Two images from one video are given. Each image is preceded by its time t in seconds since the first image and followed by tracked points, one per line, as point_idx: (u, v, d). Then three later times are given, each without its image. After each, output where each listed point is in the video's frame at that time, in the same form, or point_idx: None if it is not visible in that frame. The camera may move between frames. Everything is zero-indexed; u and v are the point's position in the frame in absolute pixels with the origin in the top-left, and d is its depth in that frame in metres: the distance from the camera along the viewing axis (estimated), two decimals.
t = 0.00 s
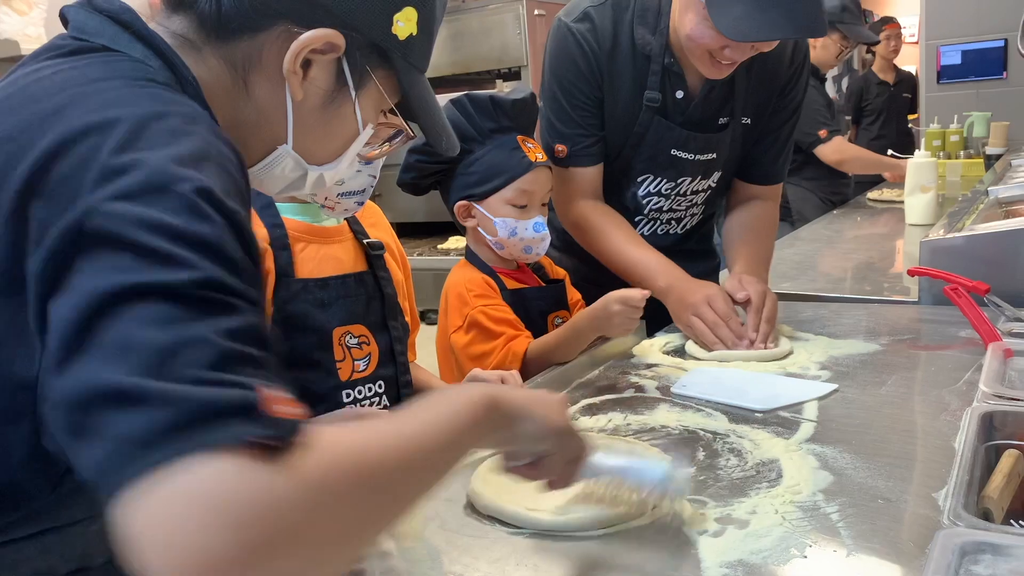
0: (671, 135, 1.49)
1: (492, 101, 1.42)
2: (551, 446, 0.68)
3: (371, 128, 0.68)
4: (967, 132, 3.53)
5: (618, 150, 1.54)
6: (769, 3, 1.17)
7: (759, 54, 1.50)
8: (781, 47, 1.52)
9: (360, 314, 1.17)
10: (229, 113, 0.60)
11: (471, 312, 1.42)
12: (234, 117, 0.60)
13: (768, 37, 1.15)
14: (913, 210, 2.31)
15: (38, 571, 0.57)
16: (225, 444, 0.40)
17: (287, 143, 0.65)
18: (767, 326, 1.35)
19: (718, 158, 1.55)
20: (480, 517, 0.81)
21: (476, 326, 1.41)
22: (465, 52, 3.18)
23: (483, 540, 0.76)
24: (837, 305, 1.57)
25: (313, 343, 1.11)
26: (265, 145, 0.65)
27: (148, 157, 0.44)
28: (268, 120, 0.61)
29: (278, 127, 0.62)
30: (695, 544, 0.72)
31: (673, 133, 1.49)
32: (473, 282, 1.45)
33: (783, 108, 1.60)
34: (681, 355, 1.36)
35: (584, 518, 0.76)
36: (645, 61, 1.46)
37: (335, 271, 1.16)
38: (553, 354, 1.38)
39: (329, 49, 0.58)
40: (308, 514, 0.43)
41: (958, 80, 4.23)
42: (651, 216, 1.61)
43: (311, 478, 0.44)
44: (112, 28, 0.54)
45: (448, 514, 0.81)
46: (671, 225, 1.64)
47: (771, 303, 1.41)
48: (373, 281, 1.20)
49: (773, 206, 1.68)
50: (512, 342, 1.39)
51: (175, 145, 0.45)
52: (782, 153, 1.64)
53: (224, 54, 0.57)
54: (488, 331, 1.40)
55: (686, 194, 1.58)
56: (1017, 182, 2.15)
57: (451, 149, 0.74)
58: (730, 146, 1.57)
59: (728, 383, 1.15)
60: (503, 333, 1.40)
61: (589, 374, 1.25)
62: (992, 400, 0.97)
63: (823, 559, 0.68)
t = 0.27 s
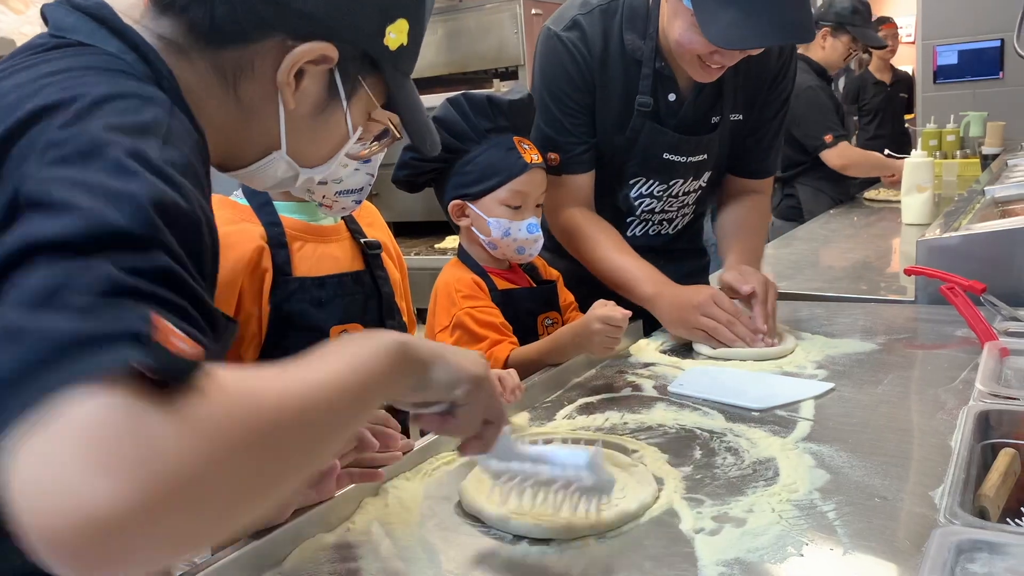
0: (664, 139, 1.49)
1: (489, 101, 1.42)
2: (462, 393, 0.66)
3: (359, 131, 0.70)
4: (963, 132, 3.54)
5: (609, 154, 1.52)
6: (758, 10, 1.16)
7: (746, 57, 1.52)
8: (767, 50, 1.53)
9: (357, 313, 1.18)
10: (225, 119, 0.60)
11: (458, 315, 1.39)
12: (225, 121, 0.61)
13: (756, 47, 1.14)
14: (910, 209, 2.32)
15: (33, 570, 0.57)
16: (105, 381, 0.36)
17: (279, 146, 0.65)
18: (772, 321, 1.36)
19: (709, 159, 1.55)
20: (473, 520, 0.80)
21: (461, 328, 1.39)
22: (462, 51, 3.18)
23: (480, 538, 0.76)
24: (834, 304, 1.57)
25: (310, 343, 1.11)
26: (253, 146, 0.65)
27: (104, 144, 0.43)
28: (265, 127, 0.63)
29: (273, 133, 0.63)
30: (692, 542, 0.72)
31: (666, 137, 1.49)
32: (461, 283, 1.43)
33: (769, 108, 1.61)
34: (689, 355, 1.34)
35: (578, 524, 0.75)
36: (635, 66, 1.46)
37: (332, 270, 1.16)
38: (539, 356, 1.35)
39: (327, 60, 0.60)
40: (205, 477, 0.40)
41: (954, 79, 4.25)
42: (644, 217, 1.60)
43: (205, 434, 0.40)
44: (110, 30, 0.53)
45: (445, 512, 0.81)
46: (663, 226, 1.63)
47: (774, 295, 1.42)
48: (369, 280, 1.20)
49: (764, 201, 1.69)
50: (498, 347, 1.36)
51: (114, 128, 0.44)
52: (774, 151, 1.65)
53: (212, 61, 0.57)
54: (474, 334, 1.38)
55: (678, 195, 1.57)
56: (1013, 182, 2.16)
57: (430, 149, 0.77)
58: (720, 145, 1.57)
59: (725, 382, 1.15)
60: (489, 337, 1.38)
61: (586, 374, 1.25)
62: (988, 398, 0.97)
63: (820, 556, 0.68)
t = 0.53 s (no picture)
0: (651, 142, 1.49)
1: (486, 99, 1.41)
2: (575, 391, 0.78)
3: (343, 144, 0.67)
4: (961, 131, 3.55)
5: (597, 158, 1.53)
6: (749, 16, 1.16)
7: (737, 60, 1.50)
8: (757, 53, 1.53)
9: (357, 311, 1.18)
10: (199, 135, 0.57)
11: (457, 312, 1.39)
12: (201, 139, 0.57)
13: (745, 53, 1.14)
14: (909, 207, 2.32)
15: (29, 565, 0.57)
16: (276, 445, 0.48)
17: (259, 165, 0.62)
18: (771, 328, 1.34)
19: (694, 162, 1.55)
20: (474, 515, 0.80)
21: (460, 325, 1.38)
22: (461, 50, 3.18)
23: (478, 536, 0.76)
24: (833, 302, 1.57)
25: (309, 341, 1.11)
26: (234, 162, 0.61)
27: (76, 188, 0.43)
28: (243, 145, 0.59)
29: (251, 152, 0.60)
30: (691, 540, 0.72)
31: (653, 140, 1.48)
32: (461, 281, 1.43)
33: (757, 110, 1.60)
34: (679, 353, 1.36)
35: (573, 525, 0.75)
36: (623, 68, 1.45)
37: (331, 268, 1.15)
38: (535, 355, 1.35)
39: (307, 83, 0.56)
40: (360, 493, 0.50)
41: (954, 77, 4.26)
42: (632, 221, 1.60)
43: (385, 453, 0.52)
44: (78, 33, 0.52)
45: (445, 510, 0.81)
46: (651, 228, 1.64)
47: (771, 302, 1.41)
48: (369, 279, 1.20)
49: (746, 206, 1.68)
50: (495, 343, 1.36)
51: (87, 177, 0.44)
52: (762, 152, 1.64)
53: (184, 76, 0.53)
54: (472, 333, 1.38)
55: (665, 198, 1.58)
56: (1012, 180, 2.16)
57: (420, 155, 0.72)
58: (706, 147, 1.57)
59: (724, 380, 1.15)
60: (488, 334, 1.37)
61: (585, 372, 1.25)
62: (987, 396, 0.97)
63: (820, 554, 0.68)
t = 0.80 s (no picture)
0: (646, 136, 1.49)
1: (488, 99, 1.41)
2: (416, 414, 0.68)
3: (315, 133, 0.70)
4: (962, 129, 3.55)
5: (594, 154, 1.53)
6: (739, 8, 1.15)
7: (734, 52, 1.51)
8: (754, 45, 1.55)
9: (358, 311, 1.17)
10: (180, 124, 0.61)
11: (457, 310, 1.39)
12: (177, 128, 0.61)
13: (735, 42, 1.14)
14: (909, 205, 2.32)
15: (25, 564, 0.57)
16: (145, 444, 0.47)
17: (234, 152, 0.66)
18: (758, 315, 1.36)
19: (691, 155, 1.55)
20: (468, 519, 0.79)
21: (461, 324, 1.38)
22: (461, 49, 3.17)
23: (479, 536, 0.76)
24: (834, 301, 1.57)
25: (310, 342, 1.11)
26: (209, 150, 0.65)
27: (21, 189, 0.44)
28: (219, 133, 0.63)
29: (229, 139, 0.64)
30: (692, 539, 0.72)
31: (648, 133, 1.48)
32: (461, 280, 1.43)
33: (756, 104, 1.62)
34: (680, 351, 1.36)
35: (574, 529, 0.74)
36: (618, 62, 1.45)
37: (330, 268, 1.16)
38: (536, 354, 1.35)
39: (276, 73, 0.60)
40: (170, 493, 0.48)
41: (954, 75, 4.27)
42: (629, 218, 1.60)
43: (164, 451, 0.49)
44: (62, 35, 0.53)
45: (446, 510, 0.82)
46: (649, 225, 1.63)
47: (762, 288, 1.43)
48: (368, 279, 1.20)
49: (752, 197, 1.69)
50: (495, 342, 1.36)
51: (32, 164, 0.45)
52: (759, 147, 1.65)
53: (153, 69, 0.57)
54: (472, 331, 1.38)
55: (661, 192, 1.57)
56: (1012, 178, 2.16)
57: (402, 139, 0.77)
58: (703, 141, 1.58)
59: (725, 379, 1.15)
60: (488, 332, 1.37)
61: (586, 371, 1.25)
62: (988, 394, 0.97)
63: (820, 553, 0.68)
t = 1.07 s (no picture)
0: (652, 132, 1.49)
1: (489, 102, 1.40)
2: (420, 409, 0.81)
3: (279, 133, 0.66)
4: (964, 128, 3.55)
5: (601, 151, 1.53)
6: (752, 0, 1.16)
7: (741, 48, 1.50)
8: (761, 42, 1.54)
9: (359, 310, 1.18)
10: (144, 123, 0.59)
11: (458, 310, 1.39)
12: (127, 121, 0.59)
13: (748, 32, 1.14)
14: (911, 204, 2.31)
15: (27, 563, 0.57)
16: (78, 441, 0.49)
17: (186, 150, 0.62)
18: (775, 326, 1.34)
19: (698, 153, 1.55)
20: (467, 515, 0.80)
21: (461, 323, 1.38)
22: (462, 48, 3.17)
23: (481, 536, 0.76)
24: (836, 300, 1.57)
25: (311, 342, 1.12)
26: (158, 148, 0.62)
27: None
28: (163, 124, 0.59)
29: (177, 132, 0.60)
30: (694, 538, 0.72)
31: (653, 129, 1.48)
32: (462, 279, 1.43)
33: (766, 103, 1.61)
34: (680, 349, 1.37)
35: (577, 530, 0.74)
36: (625, 57, 1.46)
37: (331, 269, 1.16)
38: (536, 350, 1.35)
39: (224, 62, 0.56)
40: (246, 498, 0.64)
41: (956, 74, 4.27)
42: (636, 217, 1.60)
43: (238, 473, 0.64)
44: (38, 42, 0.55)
45: (447, 509, 0.82)
46: (656, 224, 1.63)
47: (778, 299, 1.41)
48: (369, 279, 1.20)
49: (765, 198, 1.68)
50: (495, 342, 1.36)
51: None
52: (769, 145, 1.64)
53: (102, 56, 0.55)
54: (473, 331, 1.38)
55: (668, 191, 1.57)
56: (1014, 176, 2.16)
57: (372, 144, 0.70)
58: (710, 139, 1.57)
59: (727, 378, 1.15)
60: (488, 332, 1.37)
61: (587, 371, 1.25)
62: (990, 394, 0.97)
63: (821, 553, 0.68)
